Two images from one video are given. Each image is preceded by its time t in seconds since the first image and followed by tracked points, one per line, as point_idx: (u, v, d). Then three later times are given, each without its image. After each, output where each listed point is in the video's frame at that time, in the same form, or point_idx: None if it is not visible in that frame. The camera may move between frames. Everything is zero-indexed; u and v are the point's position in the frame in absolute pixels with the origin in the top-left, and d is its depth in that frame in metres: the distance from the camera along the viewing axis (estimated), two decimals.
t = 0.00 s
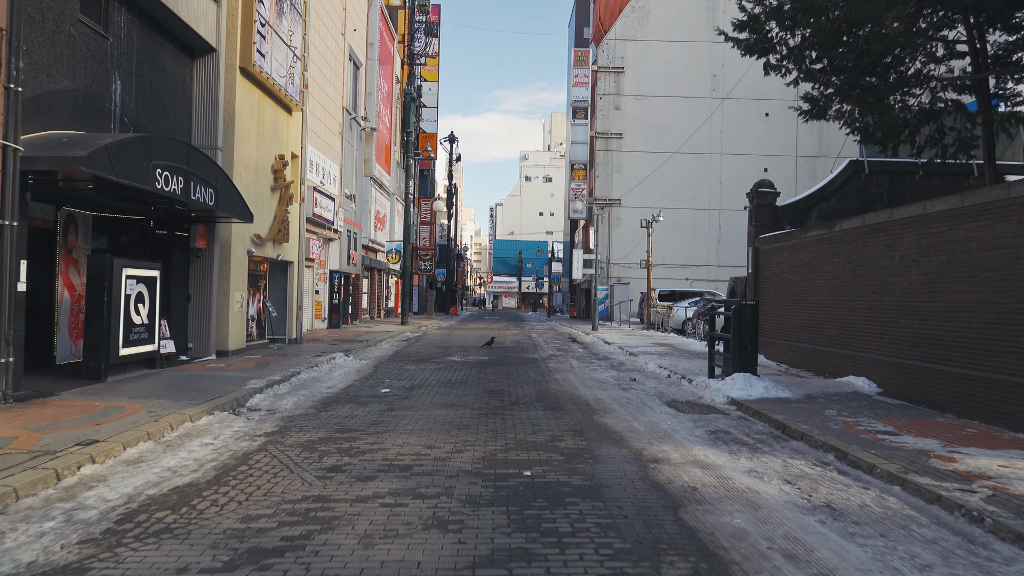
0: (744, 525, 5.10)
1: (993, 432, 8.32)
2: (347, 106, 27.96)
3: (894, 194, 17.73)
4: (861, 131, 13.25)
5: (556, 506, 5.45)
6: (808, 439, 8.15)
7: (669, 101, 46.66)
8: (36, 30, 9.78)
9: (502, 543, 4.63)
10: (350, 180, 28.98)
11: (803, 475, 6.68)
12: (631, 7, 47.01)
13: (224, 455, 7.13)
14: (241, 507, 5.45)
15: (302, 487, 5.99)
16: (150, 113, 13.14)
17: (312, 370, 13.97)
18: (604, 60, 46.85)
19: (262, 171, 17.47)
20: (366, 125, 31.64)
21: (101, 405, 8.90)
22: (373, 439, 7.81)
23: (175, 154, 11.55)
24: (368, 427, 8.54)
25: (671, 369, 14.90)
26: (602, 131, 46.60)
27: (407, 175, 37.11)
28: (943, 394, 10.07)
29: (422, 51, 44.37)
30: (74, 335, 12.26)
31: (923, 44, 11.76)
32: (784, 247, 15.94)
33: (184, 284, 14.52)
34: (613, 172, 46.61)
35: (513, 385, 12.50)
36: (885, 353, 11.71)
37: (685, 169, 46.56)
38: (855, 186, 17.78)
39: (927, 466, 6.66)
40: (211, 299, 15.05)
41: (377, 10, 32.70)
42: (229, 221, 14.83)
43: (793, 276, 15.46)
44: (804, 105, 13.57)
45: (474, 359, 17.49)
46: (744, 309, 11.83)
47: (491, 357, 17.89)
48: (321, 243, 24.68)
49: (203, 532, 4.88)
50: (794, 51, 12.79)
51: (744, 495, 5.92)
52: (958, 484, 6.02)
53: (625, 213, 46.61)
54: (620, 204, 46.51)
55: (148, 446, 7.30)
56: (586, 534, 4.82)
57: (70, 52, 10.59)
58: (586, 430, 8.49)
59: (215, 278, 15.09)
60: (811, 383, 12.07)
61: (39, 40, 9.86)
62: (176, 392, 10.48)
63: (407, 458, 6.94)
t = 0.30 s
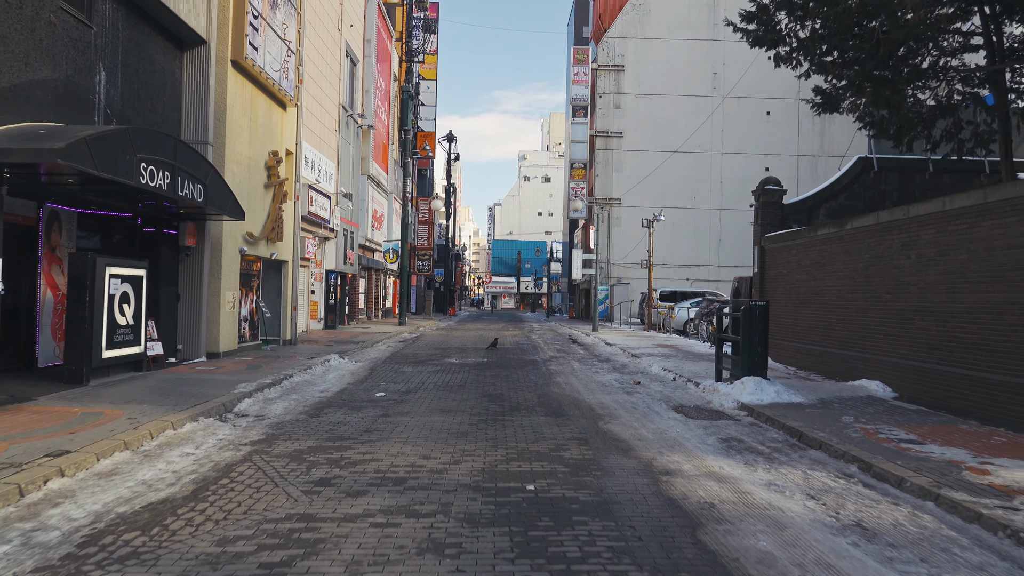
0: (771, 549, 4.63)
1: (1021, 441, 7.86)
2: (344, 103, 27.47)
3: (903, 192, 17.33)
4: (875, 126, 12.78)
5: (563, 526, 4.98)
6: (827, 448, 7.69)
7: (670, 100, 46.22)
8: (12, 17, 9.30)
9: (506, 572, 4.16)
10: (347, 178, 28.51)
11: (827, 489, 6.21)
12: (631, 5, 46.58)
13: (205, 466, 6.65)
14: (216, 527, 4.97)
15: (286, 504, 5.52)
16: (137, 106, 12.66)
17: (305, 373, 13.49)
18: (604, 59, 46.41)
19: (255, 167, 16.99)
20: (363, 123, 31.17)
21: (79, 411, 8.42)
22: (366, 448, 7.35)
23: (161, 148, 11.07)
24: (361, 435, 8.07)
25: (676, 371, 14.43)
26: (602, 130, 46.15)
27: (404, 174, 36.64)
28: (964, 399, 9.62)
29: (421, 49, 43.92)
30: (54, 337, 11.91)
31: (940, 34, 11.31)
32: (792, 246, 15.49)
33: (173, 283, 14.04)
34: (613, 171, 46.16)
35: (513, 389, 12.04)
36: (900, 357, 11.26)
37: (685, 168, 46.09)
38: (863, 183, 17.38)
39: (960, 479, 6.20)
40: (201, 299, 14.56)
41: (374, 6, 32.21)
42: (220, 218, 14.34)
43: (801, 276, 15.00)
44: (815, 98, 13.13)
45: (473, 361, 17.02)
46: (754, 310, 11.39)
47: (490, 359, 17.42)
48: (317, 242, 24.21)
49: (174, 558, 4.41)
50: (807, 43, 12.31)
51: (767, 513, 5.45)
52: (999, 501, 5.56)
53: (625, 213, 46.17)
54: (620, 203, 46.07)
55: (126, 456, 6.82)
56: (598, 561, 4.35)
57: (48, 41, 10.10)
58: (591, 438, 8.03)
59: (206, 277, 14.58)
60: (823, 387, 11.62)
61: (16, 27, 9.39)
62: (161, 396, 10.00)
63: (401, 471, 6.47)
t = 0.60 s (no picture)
0: None
1: None
2: (340, 100, 27.02)
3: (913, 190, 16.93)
4: (890, 119, 12.28)
5: (569, 551, 4.51)
6: (847, 458, 7.24)
7: (670, 98, 45.79)
8: None
9: None
10: (343, 176, 28.06)
11: (853, 505, 5.75)
12: (631, 3, 46.15)
13: (183, 479, 6.18)
14: (186, 552, 4.50)
15: (266, 524, 5.04)
16: (122, 99, 12.18)
17: (297, 376, 13.02)
18: (604, 56, 45.96)
19: (247, 164, 16.52)
20: (360, 120, 30.69)
21: (53, 418, 7.95)
22: (357, 459, 6.90)
23: (145, 142, 10.58)
24: (352, 443, 7.60)
25: (681, 374, 13.98)
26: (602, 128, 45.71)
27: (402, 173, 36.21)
28: (986, 404, 9.17)
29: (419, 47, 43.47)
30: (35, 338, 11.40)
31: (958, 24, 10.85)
32: (801, 245, 15.05)
33: (161, 283, 13.56)
34: (613, 170, 45.72)
35: (513, 392, 11.58)
36: (917, 359, 10.82)
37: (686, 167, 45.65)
38: (873, 181, 16.95)
39: (997, 495, 5.72)
40: (190, 299, 14.08)
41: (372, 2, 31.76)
42: (210, 216, 13.87)
43: (811, 276, 14.56)
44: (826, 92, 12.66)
45: (471, 363, 16.55)
46: (764, 310, 10.94)
47: (489, 361, 16.94)
48: (312, 241, 23.75)
49: None
50: (820, 33, 11.83)
51: (791, 533, 4.99)
52: None
53: (625, 212, 45.73)
54: (620, 203, 45.64)
55: (98, 468, 6.36)
56: None
57: (26, 29, 9.62)
58: (597, 447, 7.56)
59: (194, 278, 14.08)
60: (835, 391, 11.16)
61: None
62: (144, 401, 9.53)
63: (393, 484, 6.01)
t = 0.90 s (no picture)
0: None
1: None
2: (336, 97, 26.55)
3: (923, 187, 16.47)
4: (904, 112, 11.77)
5: None
6: (869, 469, 6.78)
7: (671, 96, 45.35)
8: None
9: None
10: (339, 174, 27.60)
11: (883, 525, 5.28)
12: None
13: (155, 496, 5.71)
14: None
15: (239, 550, 4.55)
16: (105, 91, 11.70)
17: (289, 379, 12.56)
18: (604, 54, 45.47)
19: (238, 161, 16.03)
20: (357, 118, 30.22)
21: (23, 428, 7.47)
22: (345, 472, 6.42)
23: (125, 135, 10.10)
24: (341, 454, 7.13)
25: (687, 377, 13.52)
26: (601, 126, 45.24)
27: (400, 171, 35.75)
28: (1009, 410, 8.72)
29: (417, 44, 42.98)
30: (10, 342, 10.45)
31: (976, 12, 10.37)
32: (809, 243, 14.58)
33: (147, 283, 13.10)
34: (613, 168, 45.27)
35: (513, 397, 11.12)
36: (934, 363, 10.34)
37: (687, 165, 45.17)
38: (882, 177, 16.43)
39: None
40: (178, 300, 13.61)
41: None
42: (198, 213, 13.39)
43: (819, 276, 14.09)
44: (837, 85, 12.19)
45: (469, 365, 16.09)
46: (775, 311, 10.46)
47: (487, 363, 16.49)
48: (307, 240, 23.28)
49: None
50: (830, 23, 11.35)
51: (818, 559, 4.52)
52: None
53: (626, 211, 45.26)
54: (620, 201, 45.18)
55: (63, 485, 5.87)
56: None
57: None
58: (602, 458, 7.09)
59: (182, 276, 13.61)
60: (848, 396, 10.70)
61: None
62: (124, 407, 9.06)
63: (382, 502, 5.54)
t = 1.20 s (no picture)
0: None
1: None
2: (332, 93, 26.07)
3: (934, 184, 16.02)
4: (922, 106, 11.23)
5: None
6: (896, 482, 6.33)
7: (672, 94, 44.90)
8: None
9: None
10: (336, 172, 27.13)
11: (920, 548, 4.82)
12: None
13: (125, 514, 5.24)
14: None
15: None
16: (89, 82, 11.22)
17: (280, 382, 12.09)
18: (604, 51, 44.99)
19: (230, 157, 15.56)
20: (354, 115, 29.76)
21: None
22: (334, 486, 5.95)
23: (107, 127, 9.64)
24: (330, 465, 6.67)
25: (693, 380, 13.06)
26: (602, 124, 44.77)
27: (398, 169, 35.30)
28: None
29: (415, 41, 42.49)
30: None
31: None
32: (818, 241, 14.13)
33: (134, 283, 12.64)
34: (613, 167, 44.80)
35: (512, 401, 10.65)
36: (952, 367, 9.91)
37: (688, 164, 44.70)
38: (892, 174, 16.02)
39: None
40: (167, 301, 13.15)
41: None
42: (187, 210, 12.93)
43: (829, 275, 13.63)
44: (850, 77, 11.69)
45: (468, 367, 15.63)
46: (787, 312, 9.99)
47: (486, 365, 16.02)
48: (302, 239, 22.81)
49: None
50: (845, 13, 10.83)
51: None
52: None
53: (626, 210, 44.80)
54: (621, 200, 44.71)
55: (26, 501, 5.39)
56: None
57: None
58: (610, 470, 6.64)
59: (171, 275, 13.13)
60: (863, 400, 10.25)
61: None
62: (104, 413, 8.58)
63: (372, 522, 5.08)
